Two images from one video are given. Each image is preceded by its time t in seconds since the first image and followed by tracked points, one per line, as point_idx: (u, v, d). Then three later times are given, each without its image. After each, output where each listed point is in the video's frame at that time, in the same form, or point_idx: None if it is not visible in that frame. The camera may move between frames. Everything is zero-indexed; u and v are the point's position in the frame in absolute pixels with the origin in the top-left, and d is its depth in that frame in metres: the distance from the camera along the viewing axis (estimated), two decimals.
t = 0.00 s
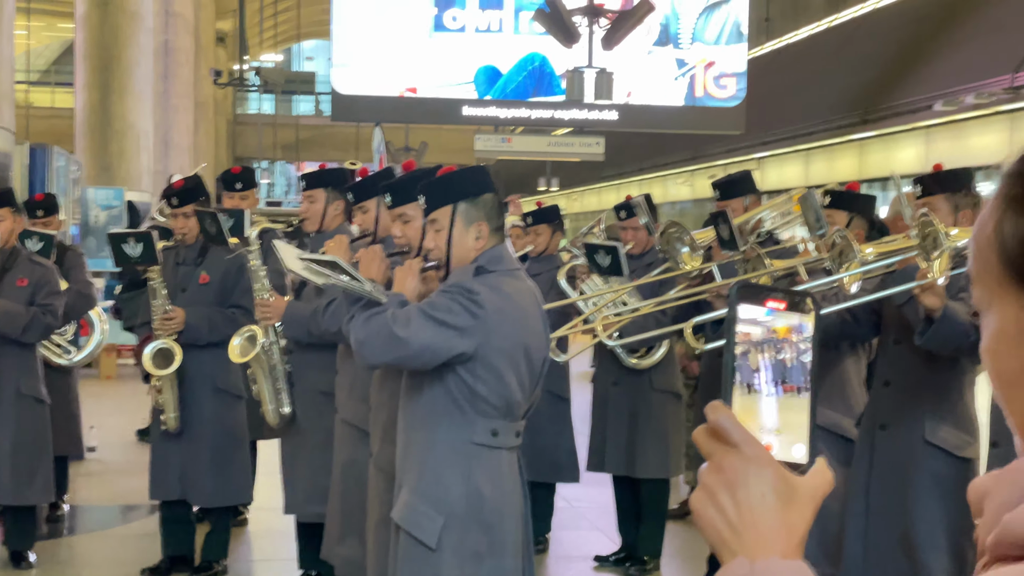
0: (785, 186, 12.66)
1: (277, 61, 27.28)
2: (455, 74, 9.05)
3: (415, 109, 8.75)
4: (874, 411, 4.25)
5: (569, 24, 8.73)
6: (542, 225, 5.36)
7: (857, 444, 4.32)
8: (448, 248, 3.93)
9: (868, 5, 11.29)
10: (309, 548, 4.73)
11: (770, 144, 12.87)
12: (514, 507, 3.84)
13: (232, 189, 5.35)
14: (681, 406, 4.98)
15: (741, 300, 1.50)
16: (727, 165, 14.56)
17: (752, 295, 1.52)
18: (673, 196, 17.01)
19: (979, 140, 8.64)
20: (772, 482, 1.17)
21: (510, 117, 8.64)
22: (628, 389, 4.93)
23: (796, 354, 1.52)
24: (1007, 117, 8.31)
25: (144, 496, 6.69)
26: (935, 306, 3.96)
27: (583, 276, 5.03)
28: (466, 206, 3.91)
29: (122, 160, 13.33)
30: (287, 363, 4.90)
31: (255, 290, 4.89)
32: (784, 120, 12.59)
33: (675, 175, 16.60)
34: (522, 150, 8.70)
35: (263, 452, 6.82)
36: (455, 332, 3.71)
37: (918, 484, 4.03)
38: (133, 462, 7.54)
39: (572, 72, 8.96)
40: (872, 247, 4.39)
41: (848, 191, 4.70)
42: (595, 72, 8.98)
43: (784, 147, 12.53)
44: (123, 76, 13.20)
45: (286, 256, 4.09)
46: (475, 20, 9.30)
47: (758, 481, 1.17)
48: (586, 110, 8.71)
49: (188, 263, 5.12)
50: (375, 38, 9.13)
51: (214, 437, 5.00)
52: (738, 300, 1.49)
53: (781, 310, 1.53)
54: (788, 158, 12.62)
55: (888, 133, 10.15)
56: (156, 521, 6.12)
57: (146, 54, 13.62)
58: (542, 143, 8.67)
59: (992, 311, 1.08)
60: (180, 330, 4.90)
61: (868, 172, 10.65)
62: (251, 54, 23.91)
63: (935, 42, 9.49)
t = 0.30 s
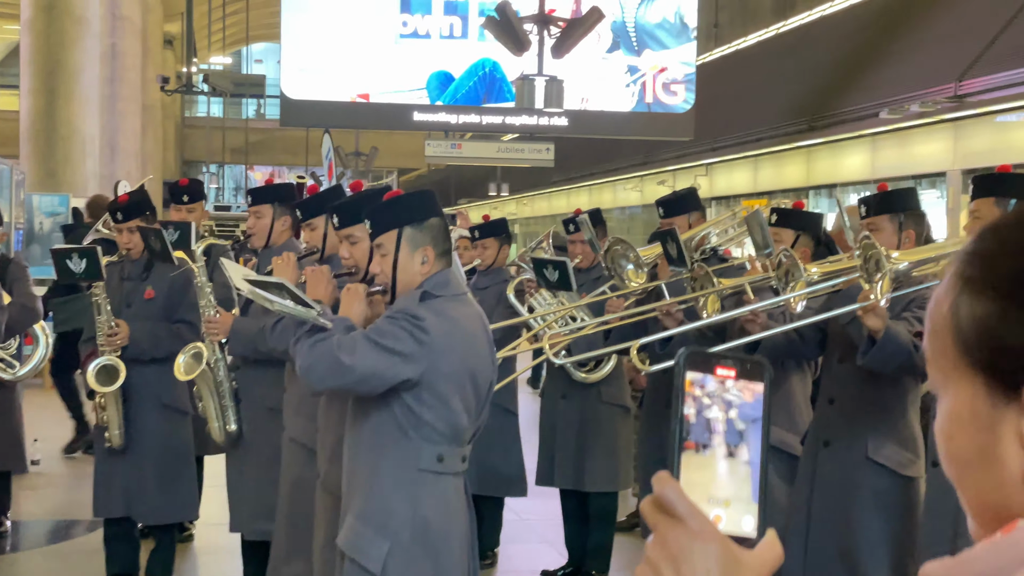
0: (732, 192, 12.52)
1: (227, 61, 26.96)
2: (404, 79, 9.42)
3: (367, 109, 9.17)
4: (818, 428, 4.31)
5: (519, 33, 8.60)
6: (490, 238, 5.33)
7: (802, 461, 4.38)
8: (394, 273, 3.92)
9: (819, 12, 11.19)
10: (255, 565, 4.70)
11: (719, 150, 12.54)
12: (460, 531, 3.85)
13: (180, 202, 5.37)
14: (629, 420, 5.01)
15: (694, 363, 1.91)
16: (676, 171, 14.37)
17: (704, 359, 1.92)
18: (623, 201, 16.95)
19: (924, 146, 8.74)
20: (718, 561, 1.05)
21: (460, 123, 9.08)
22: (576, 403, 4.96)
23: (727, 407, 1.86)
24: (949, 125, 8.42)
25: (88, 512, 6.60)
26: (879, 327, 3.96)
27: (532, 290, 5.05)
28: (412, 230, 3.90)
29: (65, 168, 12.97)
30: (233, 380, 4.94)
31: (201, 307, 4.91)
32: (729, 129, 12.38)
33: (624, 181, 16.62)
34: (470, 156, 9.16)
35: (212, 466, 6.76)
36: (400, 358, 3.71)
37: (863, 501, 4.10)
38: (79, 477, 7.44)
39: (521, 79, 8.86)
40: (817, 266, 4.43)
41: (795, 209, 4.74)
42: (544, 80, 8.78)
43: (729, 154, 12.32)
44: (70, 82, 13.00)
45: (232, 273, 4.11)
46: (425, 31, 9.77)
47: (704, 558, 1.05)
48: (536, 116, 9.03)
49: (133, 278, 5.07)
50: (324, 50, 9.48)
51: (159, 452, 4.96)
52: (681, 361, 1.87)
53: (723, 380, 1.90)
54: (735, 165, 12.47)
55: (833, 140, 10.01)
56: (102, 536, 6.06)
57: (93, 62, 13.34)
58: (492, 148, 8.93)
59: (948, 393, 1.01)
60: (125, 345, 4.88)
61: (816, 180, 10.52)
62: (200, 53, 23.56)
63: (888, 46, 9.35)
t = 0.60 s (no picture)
0: (689, 197, 13.41)
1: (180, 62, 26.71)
2: (363, 85, 8.82)
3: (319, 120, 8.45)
4: (773, 449, 4.32)
5: (475, 41, 8.47)
6: (445, 253, 5.32)
7: (757, 480, 4.38)
8: (347, 299, 3.91)
9: (768, 19, 11.41)
10: None
11: (675, 156, 13.09)
12: (414, 558, 3.86)
13: (131, 215, 5.51)
14: (585, 435, 5.06)
15: (652, 436, 2.72)
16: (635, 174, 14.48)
17: (664, 432, 2.72)
18: (579, 206, 17.07)
19: (875, 152, 9.52)
20: None
21: (416, 128, 8.45)
22: (532, 419, 4.97)
23: (694, 473, 2.65)
24: (900, 133, 9.16)
25: (39, 530, 6.52)
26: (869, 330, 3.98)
27: (488, 306, 5.03)
28: (365, 257, 3.87)
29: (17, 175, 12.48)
30: (185, 400, 4.89)
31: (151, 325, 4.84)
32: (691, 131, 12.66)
33: (580, 184, 16.74)
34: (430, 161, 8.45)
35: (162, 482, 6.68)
36: (352, 387, 3.69)
37: (817, 519, 4.09)
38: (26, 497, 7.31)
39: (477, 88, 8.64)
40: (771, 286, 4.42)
41: (749, 227, 4.72)
42: (500, 88, 8.59)
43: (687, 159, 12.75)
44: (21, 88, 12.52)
45: (185, 294, 4.04)
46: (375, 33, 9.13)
47: None
48: (490, 121, 8.52)
49: (85, 295, 5.01)
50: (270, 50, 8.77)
51: (111, 471, 4.93)
52: (650, 436, 2.73)
53: (688, 446, 2.70)
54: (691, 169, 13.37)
55: (788, 145, 10.55)
56: (52, 553, 5.98)
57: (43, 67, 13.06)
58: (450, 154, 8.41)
59: (920, 484, 1.10)
60: (76, 363, 4.79)
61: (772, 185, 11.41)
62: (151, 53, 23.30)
63: (839, 50, 9.60)
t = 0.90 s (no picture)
0: (644, 199, 14.23)
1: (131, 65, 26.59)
2: (317, 87, 8.94)
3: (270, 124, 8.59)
4: (728, 465, 4.30)
5: (428, 45, 8.34)
6: (398, 265, 5.34)
7: (712, 497, 4.37)
8: (301, 324, 3.86)
9: (722, 19, 11.84)
10: None
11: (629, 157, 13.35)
12: None
13: (80, 223, 5.53)
14: (541, 446, 5.11)
15: (612, 504, 2.81)
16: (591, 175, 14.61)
17: (624, 500, 2.80)
18: (535, 207, 17.74)
19: (829, 154, 10.61)
20: None
21: (371, 131, 8.62)
22: (486, 431, 5.02)
23: (652, 544, 2.74)
24: (852, 136, 10.28)
25: None
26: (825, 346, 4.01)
27: (442, 319, 5.04)
28: (318, 282, 3.83)
29: None
30: (136, 416, 4.76)
31: (103, 343, 4.71)
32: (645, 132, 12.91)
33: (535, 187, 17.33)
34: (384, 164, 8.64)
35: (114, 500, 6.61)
36: (305, 415, 3.65)
37: (772, 536, 4.07)
38: None
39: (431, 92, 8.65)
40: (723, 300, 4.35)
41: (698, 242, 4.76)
42: (455, 92, 8.66)
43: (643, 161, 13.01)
44: None
45: (134, 317, 3.92)
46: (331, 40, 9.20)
47: None
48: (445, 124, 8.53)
49: (35, 310, 4.92)
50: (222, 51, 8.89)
51: (61, 488, 4.86)
52: (607, 502, 2.81)
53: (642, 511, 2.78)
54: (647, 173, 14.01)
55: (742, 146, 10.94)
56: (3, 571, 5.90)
57: None
58: (405, 156, 8.58)
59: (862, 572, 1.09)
60: (25, 380, 4.71)
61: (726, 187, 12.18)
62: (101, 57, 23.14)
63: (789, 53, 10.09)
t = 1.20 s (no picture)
0: (616, 200, 14.23)
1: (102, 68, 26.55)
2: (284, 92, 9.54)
3: (239, 130, 9.34)
4: (699, 475, 4.21)
5: (399, 51, 8.34)
6: (367, 273, 5.35)
7: (684, 507, 4.27)
8: (272, 344, 3.70)
9: (694, 23, 12.14)
10: None
11: (602, 160, 13.40)
12: None
13: (47, 235, 5.56)
14: (513, 455, 5.14)
15: (566, 553, 2.05)
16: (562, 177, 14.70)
17: (578, 547, 2.05)
18: (506, 209, 17.71)
19: (798, 156, 10.66)
20: None
21: (342, 136, 9.44)
22: (459, 441, 5.05)
23: None
24: (824, 137, 10.31)
25: None
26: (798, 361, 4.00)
27: (413, 330, 5.02)
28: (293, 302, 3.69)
29: None
30: (105, 430, 4.67)
31: (70, 355, 4.67)
32: (617, 134, 13.02)
33: (508, 187, 17.28)
34: (354, 167, 9.67)
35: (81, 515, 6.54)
36: (276, 433, 3.48)
37: (742, 547, 3.98)
38: None
39: (401, 98, 8.72)
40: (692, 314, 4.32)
41: (671, 253, 4.75)
42: (425, 98, 8.69)
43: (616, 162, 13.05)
44: None
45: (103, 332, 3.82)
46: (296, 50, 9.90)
47: None
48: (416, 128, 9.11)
49: None
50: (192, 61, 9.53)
51: (29, 502, 4.81)
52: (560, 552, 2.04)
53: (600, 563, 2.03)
54: (619, 174, 14.10)
55: (712, 149, 11.12)
56: None
57: None
58: (374, 160, 9.59)
59: None
60: None
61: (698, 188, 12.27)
62: (71, 62, 23.06)
63: (759, 60, 10.35)
